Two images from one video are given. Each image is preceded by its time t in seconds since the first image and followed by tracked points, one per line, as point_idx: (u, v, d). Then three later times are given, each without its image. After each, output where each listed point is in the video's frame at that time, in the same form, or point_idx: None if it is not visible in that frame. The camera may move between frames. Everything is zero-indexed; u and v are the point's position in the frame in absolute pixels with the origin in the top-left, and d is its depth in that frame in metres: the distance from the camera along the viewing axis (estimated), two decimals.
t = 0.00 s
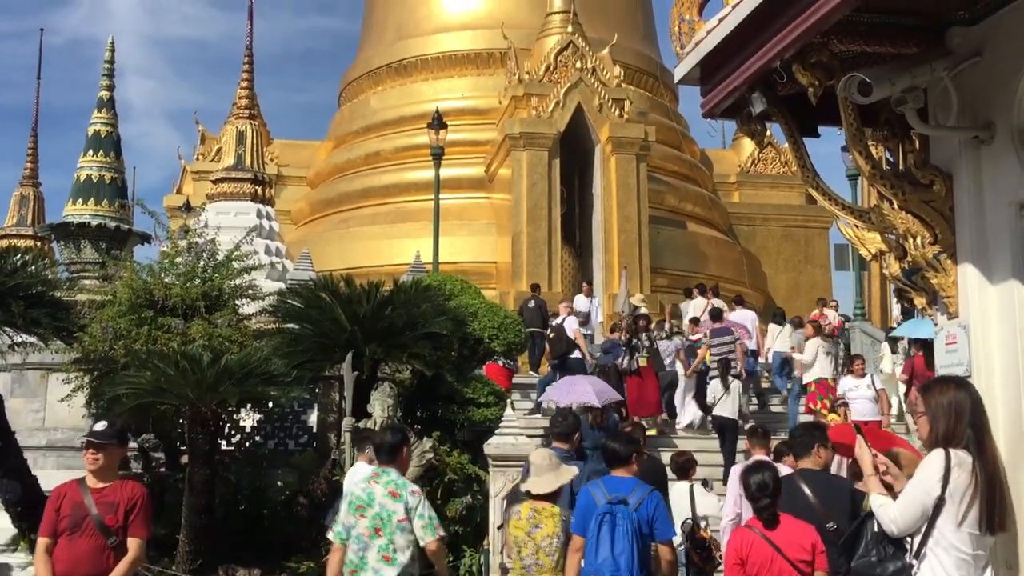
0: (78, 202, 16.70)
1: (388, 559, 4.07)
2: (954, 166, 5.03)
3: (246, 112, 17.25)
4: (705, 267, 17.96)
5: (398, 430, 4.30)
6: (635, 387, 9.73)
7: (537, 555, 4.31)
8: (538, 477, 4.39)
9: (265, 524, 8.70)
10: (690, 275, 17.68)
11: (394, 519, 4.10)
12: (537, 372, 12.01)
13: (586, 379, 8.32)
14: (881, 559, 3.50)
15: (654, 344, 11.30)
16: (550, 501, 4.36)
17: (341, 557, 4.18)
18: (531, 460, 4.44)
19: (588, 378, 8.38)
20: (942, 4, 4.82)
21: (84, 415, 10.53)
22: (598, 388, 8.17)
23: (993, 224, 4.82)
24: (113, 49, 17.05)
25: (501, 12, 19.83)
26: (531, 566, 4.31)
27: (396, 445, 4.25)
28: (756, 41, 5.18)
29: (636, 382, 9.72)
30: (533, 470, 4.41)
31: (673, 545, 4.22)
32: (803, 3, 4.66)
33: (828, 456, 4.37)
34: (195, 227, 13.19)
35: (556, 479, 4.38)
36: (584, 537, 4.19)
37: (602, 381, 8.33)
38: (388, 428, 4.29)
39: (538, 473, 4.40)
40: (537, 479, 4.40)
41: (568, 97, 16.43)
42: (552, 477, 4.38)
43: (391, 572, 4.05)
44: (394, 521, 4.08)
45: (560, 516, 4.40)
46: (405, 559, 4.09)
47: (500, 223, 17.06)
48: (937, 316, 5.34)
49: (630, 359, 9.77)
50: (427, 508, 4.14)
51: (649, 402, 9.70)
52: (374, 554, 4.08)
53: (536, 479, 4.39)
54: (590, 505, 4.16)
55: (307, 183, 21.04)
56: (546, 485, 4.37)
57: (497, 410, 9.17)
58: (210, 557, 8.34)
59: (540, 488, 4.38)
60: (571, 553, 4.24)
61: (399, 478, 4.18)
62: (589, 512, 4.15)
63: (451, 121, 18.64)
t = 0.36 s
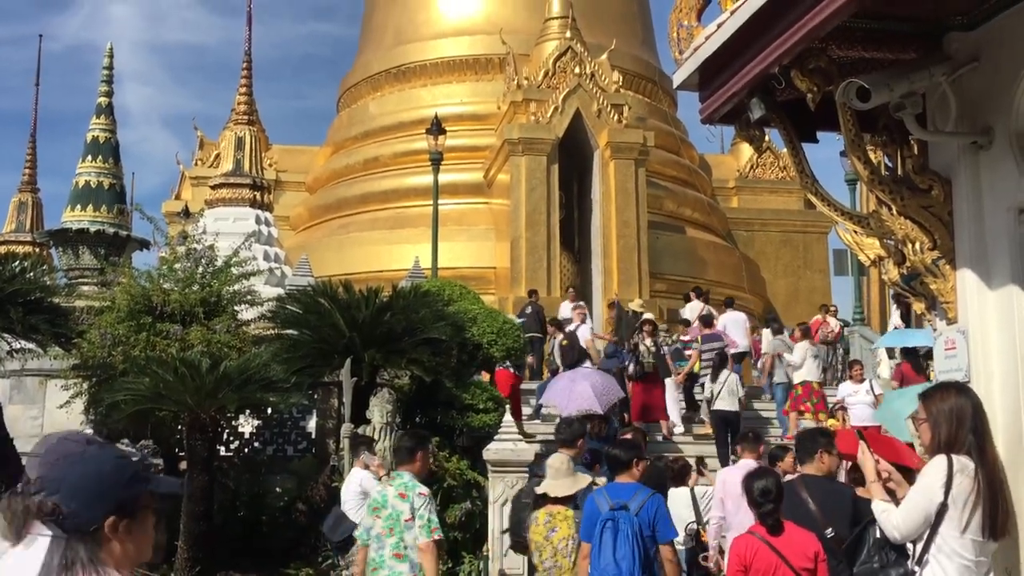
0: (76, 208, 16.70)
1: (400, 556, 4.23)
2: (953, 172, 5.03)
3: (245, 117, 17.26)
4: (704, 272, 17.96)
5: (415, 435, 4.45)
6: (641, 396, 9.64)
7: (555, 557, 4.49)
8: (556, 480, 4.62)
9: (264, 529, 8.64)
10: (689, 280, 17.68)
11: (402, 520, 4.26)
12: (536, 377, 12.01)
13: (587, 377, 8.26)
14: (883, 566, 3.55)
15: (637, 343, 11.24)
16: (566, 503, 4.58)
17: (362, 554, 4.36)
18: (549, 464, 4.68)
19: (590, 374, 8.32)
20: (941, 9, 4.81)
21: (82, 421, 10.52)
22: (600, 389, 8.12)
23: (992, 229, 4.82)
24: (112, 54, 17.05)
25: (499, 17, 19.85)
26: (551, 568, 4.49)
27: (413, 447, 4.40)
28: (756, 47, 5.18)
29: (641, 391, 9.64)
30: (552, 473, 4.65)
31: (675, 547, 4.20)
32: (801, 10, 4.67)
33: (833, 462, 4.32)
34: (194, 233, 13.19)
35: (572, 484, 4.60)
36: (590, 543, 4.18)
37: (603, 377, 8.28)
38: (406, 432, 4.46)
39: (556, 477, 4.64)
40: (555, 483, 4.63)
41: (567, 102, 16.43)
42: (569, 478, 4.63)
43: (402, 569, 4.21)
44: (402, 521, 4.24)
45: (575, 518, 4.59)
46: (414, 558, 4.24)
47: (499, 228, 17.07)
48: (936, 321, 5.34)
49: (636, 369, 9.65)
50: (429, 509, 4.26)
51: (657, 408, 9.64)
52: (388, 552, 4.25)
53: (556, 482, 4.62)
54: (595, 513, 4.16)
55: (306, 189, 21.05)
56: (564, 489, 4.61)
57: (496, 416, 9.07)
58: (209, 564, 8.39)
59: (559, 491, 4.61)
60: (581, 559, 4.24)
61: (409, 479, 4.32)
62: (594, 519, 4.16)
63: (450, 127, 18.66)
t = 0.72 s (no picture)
0: (73, 214, 16.67)
1: (433, 562, 4.23)
2: (948, 178, 5.04)
3: (242, 124, 17.26)
4: (701, 278, 17.97)
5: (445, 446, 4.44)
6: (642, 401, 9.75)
7: (581, 561, 4.35)
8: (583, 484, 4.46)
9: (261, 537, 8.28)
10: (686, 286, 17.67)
11: (433, 529, 4.25)
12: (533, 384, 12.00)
13: (587, 385, 8.23)
14: (882, 571, 3.57)
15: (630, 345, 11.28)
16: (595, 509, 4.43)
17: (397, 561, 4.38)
18: (576, 468, 4.49)
19: (592, 383, 8.28)
20: (937, 16, 4.82)
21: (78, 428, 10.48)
22: (597, 399, 8.09)
23: (988, 235, 4.84)
24: (108, 61, 17.05)
25: (496, 24, 19.89)
26: (577, 572, 4.35)
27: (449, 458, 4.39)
28: (751, 53, 5.20)
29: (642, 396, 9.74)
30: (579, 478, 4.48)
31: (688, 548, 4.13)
32: (797, 17, 4.69)
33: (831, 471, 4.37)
34: (190, 239, 13.17)
35: (599, 488, 4.44)
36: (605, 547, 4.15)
37: (604, 387, 8.23)
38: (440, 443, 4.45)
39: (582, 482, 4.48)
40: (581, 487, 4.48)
41: (564, 109, 16.46)
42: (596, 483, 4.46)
43: None
44: (432, 530, 4.22)
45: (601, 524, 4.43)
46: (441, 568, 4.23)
47: (496, 234, 17.07)
48: (933, 327, 5.34)
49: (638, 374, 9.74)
50: (455, 520, 4.22)
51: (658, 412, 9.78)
52: (421, 558, 4.25)
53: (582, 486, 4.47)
54: (609, 516, 4.14)
55: (303, 195, 21.05)
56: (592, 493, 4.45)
57: (493, 421, 9.24)
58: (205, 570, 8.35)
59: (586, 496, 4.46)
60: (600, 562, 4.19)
61: (439, 489, 4.29)
62: (608, 523, 4.13)
63: (446, 133, 18.67)
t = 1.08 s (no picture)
0: (69, 221, 16.65)
1: (465, 562, 4.60)
2: (944, 184, 5.05)
3: (238, 130, 17.26)
4: (698, 284, 17.99)
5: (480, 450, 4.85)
6: (644, 408, 9.82)
7: (623, 565, 4.94)
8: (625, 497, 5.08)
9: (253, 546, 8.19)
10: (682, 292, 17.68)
11: (469, 529, 4.63)
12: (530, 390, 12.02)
13: (584, 393, 8.21)
14: None
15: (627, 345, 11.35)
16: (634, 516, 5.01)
17: (429, 558, 4.72)
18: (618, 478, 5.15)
19: (591, 392, 8.25)
20: (932, 23, 4.84)
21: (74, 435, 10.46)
22: (592, 407, 8.05)
23: (984, 241, 4.85)
24: (105, 68, 17.04)
25: (492, 30, 19.91)
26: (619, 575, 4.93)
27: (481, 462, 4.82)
28: (747, 60, 5.22)
29: (644, 404, 9.83)
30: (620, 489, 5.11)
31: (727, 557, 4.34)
32: (793, 24, 4.72)
33: (810, 472, 4.44)
34: (187, 246, 13.18)
35: (640, 496, 5.07)
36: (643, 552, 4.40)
37: (602, 397, 8.19)
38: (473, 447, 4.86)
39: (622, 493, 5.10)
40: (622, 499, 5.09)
41: (560, 115, 16.48)
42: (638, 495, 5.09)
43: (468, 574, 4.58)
44: (471, 529, 4.61)
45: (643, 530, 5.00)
46: (480, 564, 4.63)
47: (493, 240, 17.07)
48: (928, 332, 5.35)
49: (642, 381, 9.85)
50: (501, 520, 4.64)
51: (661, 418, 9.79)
52: (454, 557, 4.61)
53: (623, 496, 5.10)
54: (647, 521, 4.40)
55: (299, 201, 21.05)
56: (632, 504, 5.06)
57: (489, 428, 9.22)
58: None
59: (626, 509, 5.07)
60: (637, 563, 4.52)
61: (477, 492, 4.72)
62: (646, 526, 4.40)
63: (443, 139, 18.69)
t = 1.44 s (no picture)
0: (67, 229, 16.64)
1: (477, 566, 4.52)
2: (942, 193, 5.06)
3: (237, 138, 17.27)
4: (696, 291, 18.00)
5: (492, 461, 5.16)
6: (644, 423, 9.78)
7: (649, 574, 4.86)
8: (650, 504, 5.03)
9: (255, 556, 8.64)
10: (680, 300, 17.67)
11: (480, 535, 4.59)
12: (528, 398, 12.02)
13: (585, 401, 8.22)
14: None
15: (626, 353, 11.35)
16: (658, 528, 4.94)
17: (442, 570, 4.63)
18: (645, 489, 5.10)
19: (592, 399, 8.27)
20: (929, 32, 4.86)
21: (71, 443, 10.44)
22: (593, 414, 8.07)
23: (982, 250, 4.86)
24: (103, 76, 17.05)
25: (491, 38, 19.96)
26: None
27: (491, 471, 5.08)
28: (745, 69, 5.23)
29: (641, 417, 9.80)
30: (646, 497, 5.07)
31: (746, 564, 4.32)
32: (791, 33, 4.73)
33: (799, 481, 4.51)
34: (186, 255, 13.19)
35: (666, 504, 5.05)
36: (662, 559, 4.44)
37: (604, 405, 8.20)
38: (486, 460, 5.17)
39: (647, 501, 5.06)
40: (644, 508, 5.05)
41: (558, 123, 16.51)
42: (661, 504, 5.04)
43: None
44: (480, 535, 4.58)
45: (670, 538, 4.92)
46: (493, 569, 4.55)
47: (491, 248, 17.09)
48: (926, 341, 5.35)
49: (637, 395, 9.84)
50: (506, 525, 4.62)
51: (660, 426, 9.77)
52: (467, 563, 4.54)
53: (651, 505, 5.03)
54: (665, 530, 4.44)
55: (298, 209, 21.06)
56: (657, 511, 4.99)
57: (488, 436, 9.13)
58: None
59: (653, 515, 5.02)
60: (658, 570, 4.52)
61: (484, 500, 4.71)
62: (664, 536, 4.43)
63: (442, 147, 18.71)
